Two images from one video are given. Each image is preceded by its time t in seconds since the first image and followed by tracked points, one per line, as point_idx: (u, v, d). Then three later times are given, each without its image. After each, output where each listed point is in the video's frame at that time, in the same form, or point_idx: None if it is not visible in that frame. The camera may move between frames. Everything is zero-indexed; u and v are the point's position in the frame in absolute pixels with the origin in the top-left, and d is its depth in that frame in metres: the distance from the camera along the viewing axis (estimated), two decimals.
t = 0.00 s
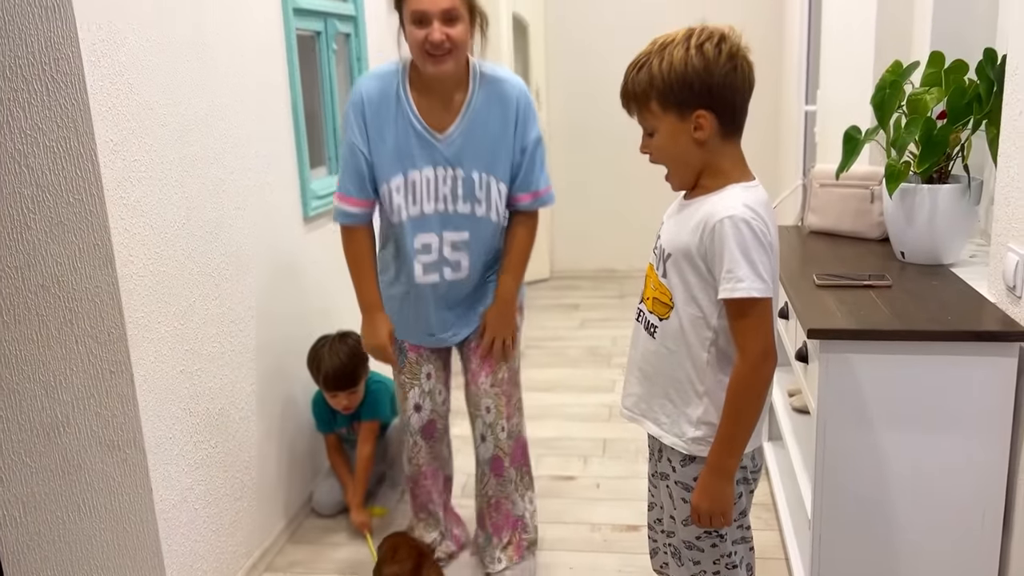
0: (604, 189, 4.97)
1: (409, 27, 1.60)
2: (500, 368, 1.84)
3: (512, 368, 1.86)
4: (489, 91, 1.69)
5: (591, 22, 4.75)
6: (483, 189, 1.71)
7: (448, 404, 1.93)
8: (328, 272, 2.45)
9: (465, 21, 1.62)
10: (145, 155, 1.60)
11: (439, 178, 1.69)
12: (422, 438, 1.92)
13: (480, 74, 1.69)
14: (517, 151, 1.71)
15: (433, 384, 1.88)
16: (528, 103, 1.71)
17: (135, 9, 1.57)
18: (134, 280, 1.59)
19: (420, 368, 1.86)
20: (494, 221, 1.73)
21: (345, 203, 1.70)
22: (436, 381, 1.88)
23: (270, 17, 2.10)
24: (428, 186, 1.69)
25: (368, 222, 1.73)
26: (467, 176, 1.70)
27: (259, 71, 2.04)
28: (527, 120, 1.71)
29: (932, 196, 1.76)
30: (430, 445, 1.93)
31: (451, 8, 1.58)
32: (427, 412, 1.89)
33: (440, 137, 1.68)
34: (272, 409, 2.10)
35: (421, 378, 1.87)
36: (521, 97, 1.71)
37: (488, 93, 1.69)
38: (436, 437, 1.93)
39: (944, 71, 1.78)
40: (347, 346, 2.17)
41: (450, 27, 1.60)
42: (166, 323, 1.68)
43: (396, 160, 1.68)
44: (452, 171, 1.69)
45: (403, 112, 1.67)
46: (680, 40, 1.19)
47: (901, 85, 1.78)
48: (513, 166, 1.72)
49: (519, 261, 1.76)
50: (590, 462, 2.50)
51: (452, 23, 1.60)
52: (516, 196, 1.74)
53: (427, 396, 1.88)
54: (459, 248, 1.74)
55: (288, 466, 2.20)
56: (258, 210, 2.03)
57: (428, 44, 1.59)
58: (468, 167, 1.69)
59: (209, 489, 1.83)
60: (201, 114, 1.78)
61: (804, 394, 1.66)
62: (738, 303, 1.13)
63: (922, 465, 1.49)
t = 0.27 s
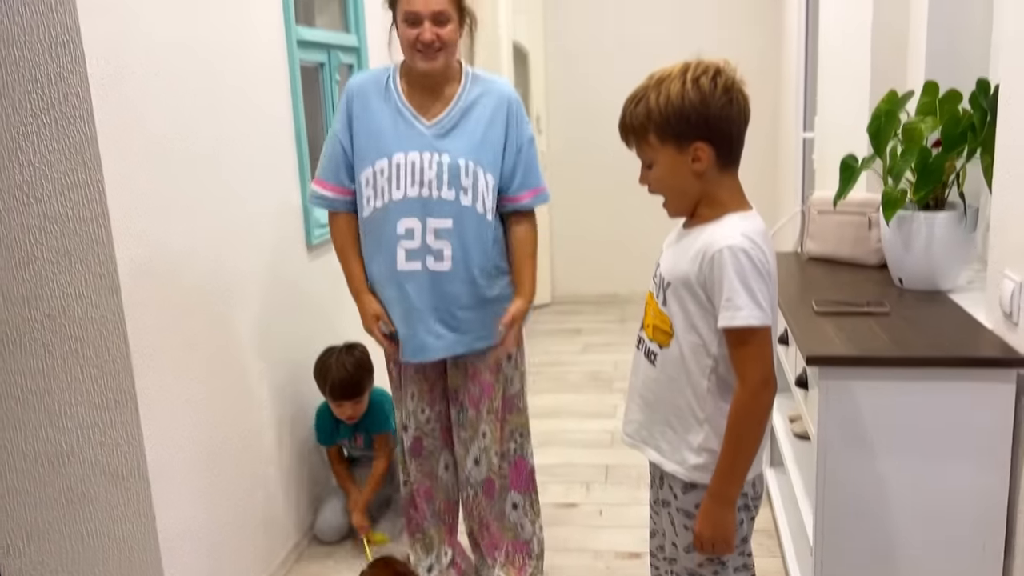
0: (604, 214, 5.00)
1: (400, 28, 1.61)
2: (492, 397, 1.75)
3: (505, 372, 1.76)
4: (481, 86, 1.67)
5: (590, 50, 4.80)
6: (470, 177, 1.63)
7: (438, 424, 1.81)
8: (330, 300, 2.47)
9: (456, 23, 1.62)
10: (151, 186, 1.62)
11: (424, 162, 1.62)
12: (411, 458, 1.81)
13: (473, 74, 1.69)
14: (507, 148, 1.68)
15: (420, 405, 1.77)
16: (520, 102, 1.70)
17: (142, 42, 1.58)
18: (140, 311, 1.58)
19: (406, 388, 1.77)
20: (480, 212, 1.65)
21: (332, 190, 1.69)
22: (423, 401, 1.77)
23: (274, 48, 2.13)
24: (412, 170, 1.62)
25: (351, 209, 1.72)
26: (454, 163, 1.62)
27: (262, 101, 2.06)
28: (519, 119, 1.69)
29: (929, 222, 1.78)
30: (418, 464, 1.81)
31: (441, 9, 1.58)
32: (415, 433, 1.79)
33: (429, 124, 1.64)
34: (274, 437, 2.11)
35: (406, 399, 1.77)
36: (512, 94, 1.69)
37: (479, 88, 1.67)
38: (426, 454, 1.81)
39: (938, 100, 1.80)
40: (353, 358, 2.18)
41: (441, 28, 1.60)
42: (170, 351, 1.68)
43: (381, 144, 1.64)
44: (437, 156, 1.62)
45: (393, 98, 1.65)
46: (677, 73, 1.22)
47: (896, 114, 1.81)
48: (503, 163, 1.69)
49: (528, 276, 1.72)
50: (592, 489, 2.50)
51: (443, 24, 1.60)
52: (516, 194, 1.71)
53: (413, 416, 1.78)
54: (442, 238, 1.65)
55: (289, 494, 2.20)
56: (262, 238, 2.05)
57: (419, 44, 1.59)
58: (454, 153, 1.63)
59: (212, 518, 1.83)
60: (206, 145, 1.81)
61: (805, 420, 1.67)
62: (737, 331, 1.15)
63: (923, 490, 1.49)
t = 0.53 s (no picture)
0: (610, 247, 5.02)
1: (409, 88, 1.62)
2: (501, 433, 1.73)
3: (517, 408, 1.75)
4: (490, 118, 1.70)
5: (595, 86, 4.86)
6: (482, 204, 1.65)
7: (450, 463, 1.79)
8: (339, 335, 2.48)
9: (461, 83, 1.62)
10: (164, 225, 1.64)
11: (437, 192, 1.64)
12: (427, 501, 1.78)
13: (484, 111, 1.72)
14: (518, 177, 1.70)
15: (433, 442, 1.76)
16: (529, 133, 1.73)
17: (157, 85, 1.61)
18: (152, 348, 1.60)
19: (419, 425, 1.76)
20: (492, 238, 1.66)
21: (346, 226, 1.73)
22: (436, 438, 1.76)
23: (285, 89, 2.17)
24: (426, 200, 1.64)
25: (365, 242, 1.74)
26: (466, 192, 1.64)
27: (273, 141, 2.09)
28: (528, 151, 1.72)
29: (933, 258, 1.79)
30: (433, 507, 1.78)
31: (444, 75, 1.58)
32: (429, 472, 1.77)
33: (440, 155, 1.66)
34: (283, 473, 2.11)
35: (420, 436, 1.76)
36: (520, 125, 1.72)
37: (489, 120, 1.70)
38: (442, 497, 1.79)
39: (940, 137, 1.81)
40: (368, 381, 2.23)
41: (446, 93, 1.60)
42: (180, 388, 1.69)
43: (395, 176, 1.67)
44: (450, 186, 1.64)
45: (405, 131, 1.69)
46: (681, 115, 1.24)
47: (898, 152, 1.83)
48: (515, 190, 1.70)
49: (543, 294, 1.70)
50: (600, 525, 2.49)
51: (447, 88, 1.61)
52: (527, 222, 1.72)
53: (426, 454, 1.76)
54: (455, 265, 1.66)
55: (297, 531, 2.19)
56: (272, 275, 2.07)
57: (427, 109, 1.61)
58: (466, 182, 1.65)
59: (220, 555, 1.83)
60: (218, 184, 1.83)
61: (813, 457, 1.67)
62: (744, 370, 1.16)
63: (934, 527, 1.49)
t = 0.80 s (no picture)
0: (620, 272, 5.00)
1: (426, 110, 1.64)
2: (521, 459, 1.72)
3: (533, 437, 1.73)
4: (509, 147, 1.71)
5: (604, 111, 4.87)
6: (498, 235, 1.66)
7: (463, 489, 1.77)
8: (349, 362, 2.46)
9: (476, 102, 1.64)
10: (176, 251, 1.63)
11: (454, 222, 1.65)
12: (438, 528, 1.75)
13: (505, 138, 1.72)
14: (535, 206, 1.70)
15: (446, 466, 1.74)
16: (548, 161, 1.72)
17: (170, 111, 1.61)
18: (162, 375, 1.58)
19: (432, 450, 1.74)
20: (508, 269, 1.66)
21: (372, 248, 1.75)
22: (449, 463, 1.74)
23: (297, 115, 2.17)
24: (443, 230, 1.66)
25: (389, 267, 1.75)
26: (483, 222, 1.65)
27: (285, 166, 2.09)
28: (544, 178, 1.70)
29: (953, 282, 1.76)
30: (446, 535, 1.76)
31: (459, 92, 1.60)
32: (441, 497, 1.74)
33: (459, 184, 1.68)
34: (293, 502, 2.08)
35: (432, 460, 1.74)
36: (539, 154, 1.71)
37: (508, 149, 1.70)
38: (455, 525, 1.76)
39: (957, 161, 1.81)
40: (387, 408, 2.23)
41: (462, 110, 1.62)
42: (190, 416, 1.67)
43: (414, 205, 1.69)
44: (467, 216, 1.65)
45: (428, 160, 1.71)
46: (723, 132, 1.20)
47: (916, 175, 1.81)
48: (531, 220, 1.70)
49: (529, 326, 1.67)
50: (613, 555, 2.45)
51: (462, 106, 1.62)
52: (533, 251, 1.71)
53: (439, 478, 1.74)
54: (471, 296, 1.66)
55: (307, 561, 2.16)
56: (283, 301, 2.06)
57: (443, 127, 1.62)
58: (484, 212, 1.66)
59: None
60: (230, 210, 1.83)
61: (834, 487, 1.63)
62: (759, 399, 1.14)
63: (959, 560, 1.45)
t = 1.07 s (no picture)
0: (629, 291, 4.94)
1: (444, 112, 1.64)
2: (536, 488, 1.65)
3: (546, 466, 1.67)
4: (527, 164, 1.66)
5: (613, 129, 4.83)
6: (512, 254, 1.60)
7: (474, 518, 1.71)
8: (355, 384, 2.40)
9: (494, 103, 1.64)
10: (178, 271, 1.57)
11: (467, 241, 1.60)
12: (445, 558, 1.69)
13: (523, 156, 1.67)
14: (552, 225, 1.64)
15: (456, 494, 1.68)
16: (566, 178, 1.67)
17: (174, 126, 1.56)
18: (163, 398, 1.52)
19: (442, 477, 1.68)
20: (522, 291, 1.61)
21: (382, 269, 1.73)
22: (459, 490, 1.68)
23: (302, 131, 2.12)
24: (455, 249, 1.61)
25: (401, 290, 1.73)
26: (497, 242, 1.60)
27: (290, 184, 2.04)
28: (563, 197, 1.65)
29: (981, 302, 1.71)
30: (453, 565, 1.69)
31: (476, 90, 1.60)
32: (449, 525, 1.68)
33: (473, 201, 1.63)
34: (297, 529, 2.01)
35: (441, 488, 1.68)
36: (557, 171, 1.66)
37: (525, 166, 1.65)
38: (463, 556, 1.69)
39: (982, 177, 1.75)
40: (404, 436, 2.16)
41: (478, 110, 1.61)
42: (192, 441, 1.61)
43: (427, 224, 1.64)
44: (481, 235, 1.60)
45: (441, 177, 1.66)
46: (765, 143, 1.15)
47: (940, 192, 1.76)
48: (548, 240, 1.64)
49: (555, 353, 1.61)
50: None
51: (479, 105, 1.62)
52: (557, 271, 1.65)
53: (447, 506, 1.68)
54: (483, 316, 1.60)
55: None
56: (288, 322, 2.01)
57: (459, 127, 1.61)
58: (498, 231, 1.60)
59: None
60: (235, 229, 1.78)
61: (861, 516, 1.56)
62: (782, 427, 1.08)
63: None
